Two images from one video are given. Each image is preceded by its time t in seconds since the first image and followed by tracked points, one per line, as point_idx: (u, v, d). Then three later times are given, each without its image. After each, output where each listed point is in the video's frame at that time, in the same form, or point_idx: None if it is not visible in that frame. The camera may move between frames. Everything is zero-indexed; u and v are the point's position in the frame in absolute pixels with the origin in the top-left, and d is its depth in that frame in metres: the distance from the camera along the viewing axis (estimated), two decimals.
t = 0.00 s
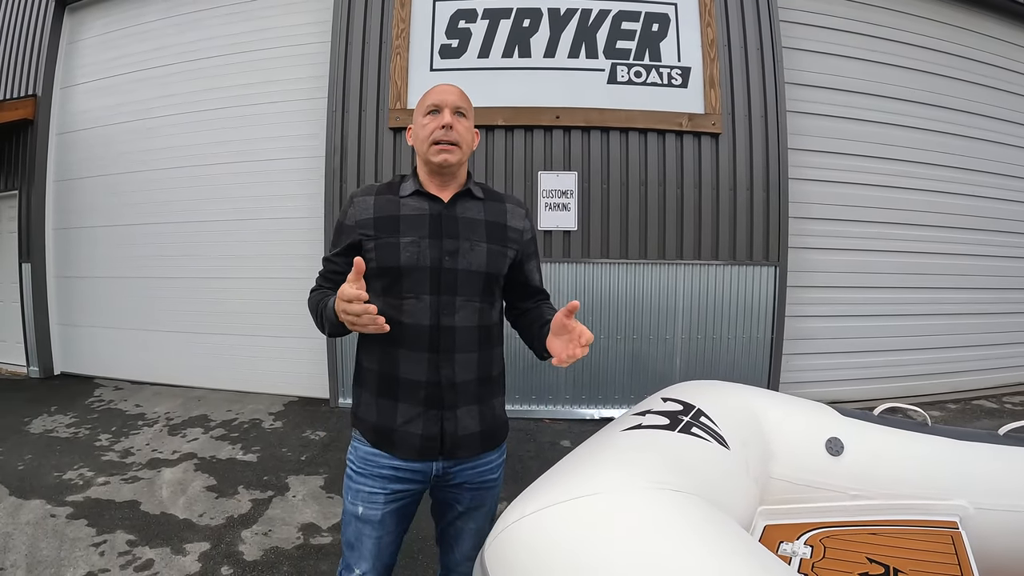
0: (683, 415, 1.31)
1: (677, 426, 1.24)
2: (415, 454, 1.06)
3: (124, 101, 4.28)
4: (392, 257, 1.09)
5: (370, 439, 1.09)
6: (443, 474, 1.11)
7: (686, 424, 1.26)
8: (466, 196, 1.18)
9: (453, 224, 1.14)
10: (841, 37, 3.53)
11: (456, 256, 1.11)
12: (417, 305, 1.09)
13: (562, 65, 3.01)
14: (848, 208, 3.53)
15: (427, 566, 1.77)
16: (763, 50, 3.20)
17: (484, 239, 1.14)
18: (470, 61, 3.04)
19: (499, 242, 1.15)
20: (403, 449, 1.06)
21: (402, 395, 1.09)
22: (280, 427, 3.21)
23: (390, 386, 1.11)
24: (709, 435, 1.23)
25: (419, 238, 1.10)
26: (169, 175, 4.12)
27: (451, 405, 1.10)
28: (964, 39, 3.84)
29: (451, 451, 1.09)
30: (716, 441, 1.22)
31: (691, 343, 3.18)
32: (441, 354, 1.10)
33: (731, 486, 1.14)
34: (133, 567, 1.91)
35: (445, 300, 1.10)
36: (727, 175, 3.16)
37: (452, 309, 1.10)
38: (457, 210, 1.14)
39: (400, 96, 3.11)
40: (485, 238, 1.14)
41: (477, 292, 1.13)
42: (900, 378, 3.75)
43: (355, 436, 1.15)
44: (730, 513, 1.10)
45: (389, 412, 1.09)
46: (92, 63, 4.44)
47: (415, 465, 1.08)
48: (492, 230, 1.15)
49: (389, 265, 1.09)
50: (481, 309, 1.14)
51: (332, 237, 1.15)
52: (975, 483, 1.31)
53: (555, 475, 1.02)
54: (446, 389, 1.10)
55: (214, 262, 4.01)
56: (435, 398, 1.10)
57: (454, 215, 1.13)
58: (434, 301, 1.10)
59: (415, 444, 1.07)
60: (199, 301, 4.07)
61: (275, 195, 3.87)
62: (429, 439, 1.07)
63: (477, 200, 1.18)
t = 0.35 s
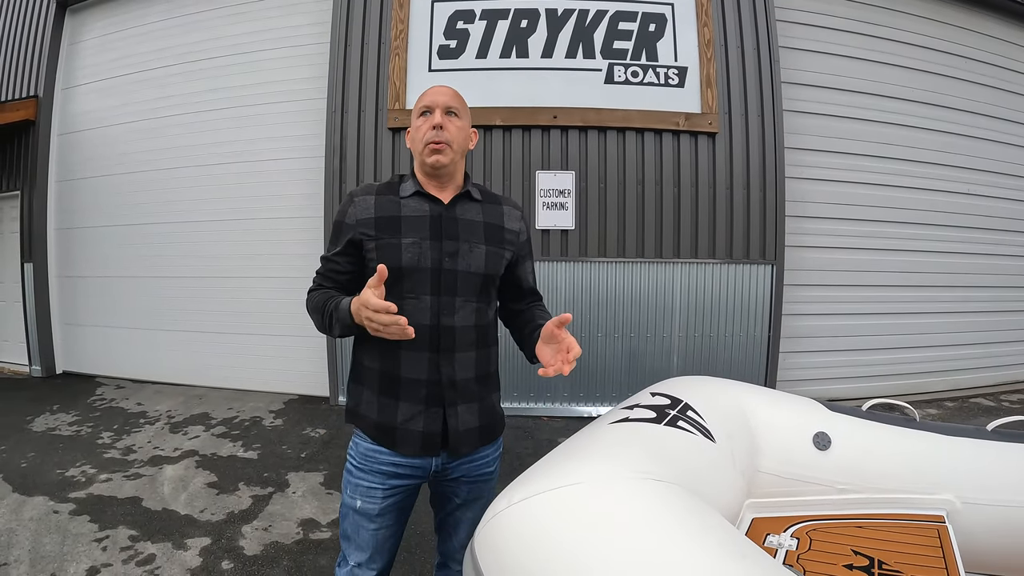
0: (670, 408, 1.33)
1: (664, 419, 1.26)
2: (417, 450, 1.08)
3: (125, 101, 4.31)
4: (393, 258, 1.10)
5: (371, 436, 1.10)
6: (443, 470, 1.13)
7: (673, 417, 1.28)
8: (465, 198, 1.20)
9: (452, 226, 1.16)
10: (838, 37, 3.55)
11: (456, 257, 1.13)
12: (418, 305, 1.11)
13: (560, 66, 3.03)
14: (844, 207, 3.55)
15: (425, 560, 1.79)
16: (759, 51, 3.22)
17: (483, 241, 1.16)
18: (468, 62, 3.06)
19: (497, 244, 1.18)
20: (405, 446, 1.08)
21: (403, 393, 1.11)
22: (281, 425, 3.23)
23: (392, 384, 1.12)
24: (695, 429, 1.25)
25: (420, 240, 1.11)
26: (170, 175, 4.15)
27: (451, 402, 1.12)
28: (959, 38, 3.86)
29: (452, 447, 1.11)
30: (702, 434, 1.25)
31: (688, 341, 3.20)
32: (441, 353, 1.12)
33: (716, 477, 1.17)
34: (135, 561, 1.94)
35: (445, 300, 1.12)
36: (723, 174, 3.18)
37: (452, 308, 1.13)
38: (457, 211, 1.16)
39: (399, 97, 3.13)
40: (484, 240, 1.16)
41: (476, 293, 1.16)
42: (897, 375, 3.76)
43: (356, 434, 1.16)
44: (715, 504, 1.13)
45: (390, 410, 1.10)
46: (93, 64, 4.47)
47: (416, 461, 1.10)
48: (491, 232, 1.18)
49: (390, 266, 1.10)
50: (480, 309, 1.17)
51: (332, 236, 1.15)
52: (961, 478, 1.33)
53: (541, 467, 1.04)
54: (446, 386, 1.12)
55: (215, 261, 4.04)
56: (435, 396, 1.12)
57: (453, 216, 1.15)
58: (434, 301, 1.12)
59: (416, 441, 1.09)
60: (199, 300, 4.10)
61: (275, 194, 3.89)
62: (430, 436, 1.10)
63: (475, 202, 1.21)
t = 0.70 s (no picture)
0: (663, 404, 1.36)
1: (657, 415, 1.29)
2: (412, 443, 1.11)
3: (129, 102, 4.34)
4: (390, 258, 1.14)
5: (371, 430, 1.14)
6: (442, 466, 1.15)
7: (666, 413, 1.31)
8: (463, 199, 1.20)
9: (449, 227, 1.17)
10: (837, 37, 3.57)
11: (451, 258, 1.15)
12: (414, 304, 1.14)
13: (560, 67, 3.06)
14: (844, 206, 3.57)
15: (426, 555, 1.81)
16: (758, 51, 3.24)
17: (479, 241, 1.16)
18: (470, 63, 3.08)
19: (493, 244, 1.17)
20: (401, 440, 1.11)
21: (400, 389, 1.14)
22: (284, 422, 3.27)
23: (390, 381, 1.15)
24: (687, 424, 1.28)
25: (416, 241, 1.14)
26: (174, 175, 4.19)
27: (447, 400, 1.13)
28: (959, 38, 3.87)
29: (447, 442, 1.13)
30: (694, 429, 1.27)
31: (688, 340, 3.22)
32: (437, 351, 1.14)
33: (707, 470, 1.20)
34: (141, 556, 1.97)
35: (440, 299, 1.14)
36: (723, 173, 3.20)
37: (446, 308, 1.14)
38: (453, 212, 1.17)
39: (401, 97, 3.15)
40: (480, 240, 1.16)
41: (472, 293, 1.16)
42: (896, 374, 3.78)
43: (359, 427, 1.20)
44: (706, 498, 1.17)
45: (388, 404, 1.14)
46: (97, 65, 4.51)
47: (413, 455, 1.12)
48: (487, 232, 1.18)
49: (388, 266, 1.14)
50: (476, 309, 1.17)
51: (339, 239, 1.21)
52: (952, 473, 1.35)
53: (540, 458, 1.07)
54: (441, 384, 1.14)
55: (218, 260, 4.07)
56: (431, 392, 1.13)
57: (450, 217, 1.16)
58: (430, 301, 1.14)
59: (413, 436, 1.12)
60: (203, 299, 4.14)
61: (278, 194, 3.93)
62: (426, 431, 1.12)
63: (474, 203, 1.20)
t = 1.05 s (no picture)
0: (657, 395, 1.39)
1: (650, 405, 1.32)
2: (411, 433, 1.14)
3: (134, 101, 4.39)
4: (393, 255, 1.18)
5: (372, 419, 1.18)
6: (442, 456, 1.17)
7: (659, 404, 1.34)
8: (464, 199, 1.22)
9: (450, 226, 1.20)
10: (837, 37, 3.58)
11: (450, 255, 1.17)
12: (414, 299, 1.17)
13: (562, 66, 3.09)
14: (843, 205, 3.59)
15: (429, 546, 1.85)
16: (758, 51, 3.26)
17: (478, 240, 1.18)
18: (472, 62, 3.11)
19: (493, 243, 1.19)
20: (401, 430, 1.14)
21: (401, 381, 1.17)
22: (289, 418, 3.31)
23: (391, 373, 1.19)
24: (680, 414, 1.31)
25: (417, 239, 1.17)
26: (178, 174, 4.23)
27: (446, 393, 1.15)
28: (959, 37, 3.89)
29: (445, 433, 1.15)
30: (687, 419, 1.30)
31: (687, 338, 3.25)
32: (436, 346, 1.16)
33: (697, 459, 1.23)
34: (148, 548, 2.01)
35: (439, 295, 1.17)
36: (722, 172, 3.22)
37: (445, 303, 1.17)
38: (454, 212, 1.20)
39: (404, 97, 3.19)
40: (479, 239, 1.18)
41: (471, 290, 1.18)
42: (896, 372, 3.80)
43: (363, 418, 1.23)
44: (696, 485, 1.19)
45: (389, 395, 1.17)
46: (101, 65, 4.55)
47: (413, 445, 1.15)
48: (486, 231, 1.19)
49: (390, 262, 1.18)
50: (474, 306, 1.18)
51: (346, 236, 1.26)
52: (941, 465, 1.38)
53: (533, 447, 1.10)
54: (441, 377, 1.16)
55: (222, 258, 4.12)
56: (431, 385, 1.16)
57: (451, 216, 1.19)
58: (429, 296, 1.17)
59: (412, 426, 1.14)
60: (207, 296, 4.18)
61: (281, 193, 3.97)
62: (425, 422, 1.15)
63: (475, 203, 1.23)
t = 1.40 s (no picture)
0: (650, 385, 1.44)
1: (643, 394, 1.36)
2: (414, 422, 1.18)
3: (140, 102, 4.44)
4: (396, 252, 1.21)
5: (376, 410, 1.22)
6: (444, 445, 1.21)
7: (652, 393, 1.38)
8: (465, 198, 1.26)
9: (451, 224, 1.23)
10: (837, 36, 3.61)
11: (451, 253, 1.21)
12: (416, 295, 1.21)
13: (562, 66, 3.12)
14: (842, 203, 3.62)
15: (432, 536, 1.89)
16: (758, 51, 3.29)
17: (478, 237, 1.22)
18: (474, 63, 3.15)
19: (492, 240, 1.22)
20: (404, 420, 1.18)
21: (403, 373, 1.20)
22: (294, 413, 3.35)
23: (394, 365, 1.22)
24: (673, 404, 1.36)
25: (420, 236, 1.21)
26: (183, 174, 4.28)
27: (447, 384, 1.19)
28: (958, 36, 3.91)
29: (446, 423, 1.19)
30: (679, 408, 1.35)
31: (687, 334, 3.28)
32: (438, 339, 1.20)
33: (689, 447, 1.28)
34: (157, 539, 2.05)
35: (440, 290, 1.20)
36: (722, 170, 3.25)
37: (446, 299, 1.20)
38: (455, 210, 1.23)
39: (407, 97, 3.22)
40: (479, 237, 1.22)
41: (471, 286, 1.21)
42: (895, 369, 3.82)
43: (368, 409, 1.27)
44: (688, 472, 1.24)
45: (392, 387, 1.20)
46: (107, 65, 4.60)
47: (416, 435, 1.19)
48: (486, 229, 1.23)
49: (394, 259, 1.22)
50: (475, 301, 1.22)
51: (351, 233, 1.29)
52: (931, 456, 1.40)
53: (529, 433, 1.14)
54: (442, 369, 1.20)
55: (227, 256, 4.16)
56: (433, 377, 1.19)
57: (452, 215, 1.23)
58: (431, 292, 1.20)
59: (415, 416, 1.18)
60: (212, 294, 4.23)
61: (286, 192, 4.01)
62: (427, 413, 1.18)
63: (475, 202, 1.26)
